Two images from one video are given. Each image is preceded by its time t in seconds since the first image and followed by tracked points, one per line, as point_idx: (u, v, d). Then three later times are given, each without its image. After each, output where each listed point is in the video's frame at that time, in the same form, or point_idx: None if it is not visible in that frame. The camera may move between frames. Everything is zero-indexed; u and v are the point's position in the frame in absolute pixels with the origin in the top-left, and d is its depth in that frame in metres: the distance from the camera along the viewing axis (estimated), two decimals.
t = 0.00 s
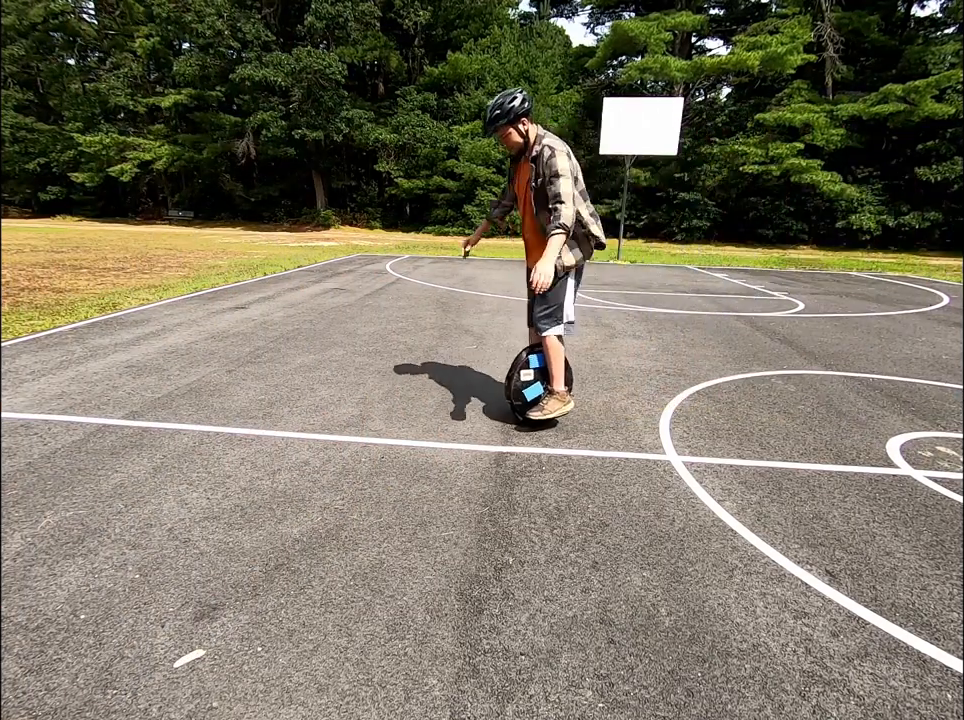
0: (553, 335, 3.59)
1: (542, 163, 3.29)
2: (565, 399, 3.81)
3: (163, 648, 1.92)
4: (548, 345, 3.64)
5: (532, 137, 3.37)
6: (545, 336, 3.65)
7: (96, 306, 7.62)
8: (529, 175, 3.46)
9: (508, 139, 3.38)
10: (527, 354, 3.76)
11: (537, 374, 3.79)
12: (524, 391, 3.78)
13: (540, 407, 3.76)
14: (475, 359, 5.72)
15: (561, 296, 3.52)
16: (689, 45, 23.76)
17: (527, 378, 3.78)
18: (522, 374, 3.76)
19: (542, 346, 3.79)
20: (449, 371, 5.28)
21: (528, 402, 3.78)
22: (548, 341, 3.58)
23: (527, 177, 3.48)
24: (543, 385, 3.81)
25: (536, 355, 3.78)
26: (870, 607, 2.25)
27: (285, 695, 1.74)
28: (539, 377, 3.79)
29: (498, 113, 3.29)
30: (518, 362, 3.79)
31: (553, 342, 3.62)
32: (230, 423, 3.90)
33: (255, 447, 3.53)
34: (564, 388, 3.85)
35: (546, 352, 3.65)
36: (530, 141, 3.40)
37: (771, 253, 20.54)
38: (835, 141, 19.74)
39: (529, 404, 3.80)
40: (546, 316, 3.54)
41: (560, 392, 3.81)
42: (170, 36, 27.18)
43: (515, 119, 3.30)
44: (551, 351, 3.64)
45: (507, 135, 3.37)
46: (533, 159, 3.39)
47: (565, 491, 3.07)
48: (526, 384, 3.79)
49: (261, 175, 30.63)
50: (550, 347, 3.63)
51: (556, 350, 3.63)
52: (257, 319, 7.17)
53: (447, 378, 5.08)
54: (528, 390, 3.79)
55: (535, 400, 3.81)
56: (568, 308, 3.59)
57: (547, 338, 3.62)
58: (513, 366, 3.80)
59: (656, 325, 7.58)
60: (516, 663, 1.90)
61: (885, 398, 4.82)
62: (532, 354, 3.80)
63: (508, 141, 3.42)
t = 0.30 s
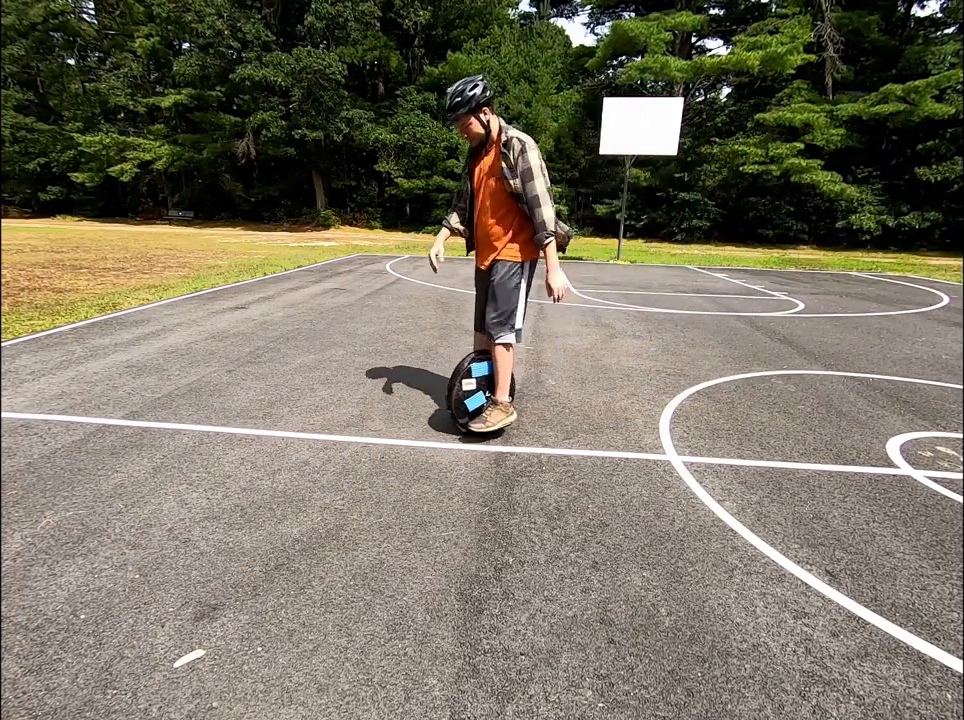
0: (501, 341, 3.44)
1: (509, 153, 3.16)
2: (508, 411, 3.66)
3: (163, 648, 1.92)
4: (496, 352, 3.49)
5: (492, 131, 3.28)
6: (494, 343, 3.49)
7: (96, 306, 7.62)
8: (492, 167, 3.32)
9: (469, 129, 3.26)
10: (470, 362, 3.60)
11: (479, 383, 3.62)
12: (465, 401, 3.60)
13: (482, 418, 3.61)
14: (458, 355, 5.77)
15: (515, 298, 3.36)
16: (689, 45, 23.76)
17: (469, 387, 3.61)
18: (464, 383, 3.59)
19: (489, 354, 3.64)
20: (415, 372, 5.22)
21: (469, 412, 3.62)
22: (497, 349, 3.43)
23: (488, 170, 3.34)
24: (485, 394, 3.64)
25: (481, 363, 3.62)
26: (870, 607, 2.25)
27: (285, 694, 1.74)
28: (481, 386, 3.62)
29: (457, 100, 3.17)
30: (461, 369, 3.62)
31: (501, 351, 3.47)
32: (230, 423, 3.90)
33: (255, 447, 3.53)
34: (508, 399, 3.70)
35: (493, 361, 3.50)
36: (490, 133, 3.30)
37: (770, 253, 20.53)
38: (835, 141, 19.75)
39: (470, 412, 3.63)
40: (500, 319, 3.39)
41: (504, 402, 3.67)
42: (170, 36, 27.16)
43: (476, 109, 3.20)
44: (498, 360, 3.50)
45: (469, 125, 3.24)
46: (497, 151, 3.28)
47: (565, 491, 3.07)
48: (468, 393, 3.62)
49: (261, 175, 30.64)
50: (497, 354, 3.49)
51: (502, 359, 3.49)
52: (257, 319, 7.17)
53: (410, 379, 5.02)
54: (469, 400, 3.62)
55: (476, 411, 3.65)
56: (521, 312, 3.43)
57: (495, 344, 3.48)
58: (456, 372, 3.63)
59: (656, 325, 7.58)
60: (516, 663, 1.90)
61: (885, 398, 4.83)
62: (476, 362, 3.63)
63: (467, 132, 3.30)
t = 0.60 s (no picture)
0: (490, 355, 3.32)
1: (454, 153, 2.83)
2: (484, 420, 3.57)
3: (163, 648, 1.92)
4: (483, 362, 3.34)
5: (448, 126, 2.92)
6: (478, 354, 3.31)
7: (96, 306, 7.62)
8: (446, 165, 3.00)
9: (426, 122, 2.92)
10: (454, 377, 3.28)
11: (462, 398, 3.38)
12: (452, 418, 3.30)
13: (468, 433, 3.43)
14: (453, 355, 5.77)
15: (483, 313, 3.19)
16: (689, 46, 23.77)
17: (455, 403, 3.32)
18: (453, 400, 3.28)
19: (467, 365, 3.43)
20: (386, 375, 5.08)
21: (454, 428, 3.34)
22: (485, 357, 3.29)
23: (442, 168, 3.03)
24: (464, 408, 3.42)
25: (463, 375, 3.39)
26: (870, 607, 2.25)
27: (285, 694, 1.74)
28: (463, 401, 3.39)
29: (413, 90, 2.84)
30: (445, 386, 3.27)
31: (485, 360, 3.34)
32: (230, 423, 3.90)
33: (256, 447, 3.53)
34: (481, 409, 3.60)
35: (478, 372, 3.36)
36: (449, 127, 2.95)
37: (770, 253, 20.54)
38: (835, 141, 19.74)
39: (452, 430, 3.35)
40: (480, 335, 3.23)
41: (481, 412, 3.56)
42: (170, 36, 27.23)
43: (432, 101, 2.85)
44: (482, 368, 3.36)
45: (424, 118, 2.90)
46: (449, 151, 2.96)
47: (565, 491, 3.07)
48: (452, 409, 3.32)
49: (261, 175, 30.65)
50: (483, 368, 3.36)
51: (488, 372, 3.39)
52: (257, 319, 7.17)
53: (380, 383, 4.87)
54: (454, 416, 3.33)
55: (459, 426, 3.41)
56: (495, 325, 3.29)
57: (481, 357, 3.32)
58: (443, 391, 3.23)
59: (655, 325, 7.58)
60: (516, 663, 1.90)
61: (885, 398, 4.83)
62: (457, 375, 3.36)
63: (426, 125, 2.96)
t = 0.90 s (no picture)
0: (477, 358, 3.27)
1: (393, 145, 2.77)
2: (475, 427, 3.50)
3: (163, 648, 1.92)
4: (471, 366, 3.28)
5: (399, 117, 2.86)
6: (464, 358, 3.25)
7: (96, 306, 7.62)
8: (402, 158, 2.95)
9: (380, 114, 2.88)
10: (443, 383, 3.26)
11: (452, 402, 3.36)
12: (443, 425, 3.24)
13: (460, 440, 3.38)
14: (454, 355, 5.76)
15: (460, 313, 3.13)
16: (689, 46, 23.77)
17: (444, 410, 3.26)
18: (442, 406, 3.22)
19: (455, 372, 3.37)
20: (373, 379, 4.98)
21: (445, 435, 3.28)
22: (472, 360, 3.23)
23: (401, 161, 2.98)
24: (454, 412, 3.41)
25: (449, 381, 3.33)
26: (870, 606, 2.25)
27: (285, 695, 1.74)
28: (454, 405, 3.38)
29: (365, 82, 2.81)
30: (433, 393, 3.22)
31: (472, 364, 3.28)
32: (230, 423, 3.90)
33: (256, 446, 3.53)
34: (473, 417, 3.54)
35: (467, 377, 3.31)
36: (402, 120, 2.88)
37: (770, 253, 20.54)
38: (835, 141, 19.73)
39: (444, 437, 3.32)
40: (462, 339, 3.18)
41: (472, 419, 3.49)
42: (170, 36, 27.24)
43: (385, 91, 2.80)
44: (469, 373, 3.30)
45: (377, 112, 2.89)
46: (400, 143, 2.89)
47: (565, 491, 3.07)
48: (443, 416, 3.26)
49: (261, 175, 30.64)
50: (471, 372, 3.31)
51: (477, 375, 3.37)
52: (257, 319, 7.17)
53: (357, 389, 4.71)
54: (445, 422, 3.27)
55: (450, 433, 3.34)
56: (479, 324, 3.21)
57: (468, 360, 3.26)
58: (432, 397, 3.20)
59: (655, 325, 7.58)
60: (516, 663, 1.90)
61: (885, 398, 4.82)
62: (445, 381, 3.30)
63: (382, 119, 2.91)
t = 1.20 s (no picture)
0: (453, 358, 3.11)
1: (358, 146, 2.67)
2: (462, 430, 3.35)
3: (163, 648, 1.92)
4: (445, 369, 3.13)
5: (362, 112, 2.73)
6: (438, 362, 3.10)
7: (96, 306, 7.62)
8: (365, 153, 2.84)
9: (340, 106, 2.73)
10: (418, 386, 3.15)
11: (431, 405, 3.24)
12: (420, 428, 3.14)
13: (443, 444, 3.24)
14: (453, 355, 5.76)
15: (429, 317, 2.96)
16: (689, 46, 23.76)
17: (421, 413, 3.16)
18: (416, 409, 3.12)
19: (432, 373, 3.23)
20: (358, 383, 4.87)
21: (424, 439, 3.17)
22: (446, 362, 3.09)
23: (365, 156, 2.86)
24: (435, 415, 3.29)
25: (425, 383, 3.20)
26: (870, 607, 2.25)
27: (285, 694, 1.74)
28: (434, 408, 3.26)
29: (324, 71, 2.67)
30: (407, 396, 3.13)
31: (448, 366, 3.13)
32: (230, 423, 3.89)
33: (256, 447, 3.53)
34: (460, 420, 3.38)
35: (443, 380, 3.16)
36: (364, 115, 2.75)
37: (770, 253, 20.54)
38: (836, 141, 19.73)
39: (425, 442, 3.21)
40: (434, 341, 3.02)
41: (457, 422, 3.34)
42: (171, 36, 27.26)
43: (345, 81, 2.67)
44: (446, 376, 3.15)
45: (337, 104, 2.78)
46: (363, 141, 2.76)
47: (565, 491, 3.07)
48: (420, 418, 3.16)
49: (261, 174, 30.65)
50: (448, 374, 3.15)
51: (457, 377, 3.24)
52: (257, 319, 7.17)
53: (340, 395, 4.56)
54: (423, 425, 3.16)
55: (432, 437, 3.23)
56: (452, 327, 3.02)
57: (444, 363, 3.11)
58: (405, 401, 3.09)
59: (655, 325, 7.58)
60: (516, 663, 1.90)
61: (885, 398, 4.82)
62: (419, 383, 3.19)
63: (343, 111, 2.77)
